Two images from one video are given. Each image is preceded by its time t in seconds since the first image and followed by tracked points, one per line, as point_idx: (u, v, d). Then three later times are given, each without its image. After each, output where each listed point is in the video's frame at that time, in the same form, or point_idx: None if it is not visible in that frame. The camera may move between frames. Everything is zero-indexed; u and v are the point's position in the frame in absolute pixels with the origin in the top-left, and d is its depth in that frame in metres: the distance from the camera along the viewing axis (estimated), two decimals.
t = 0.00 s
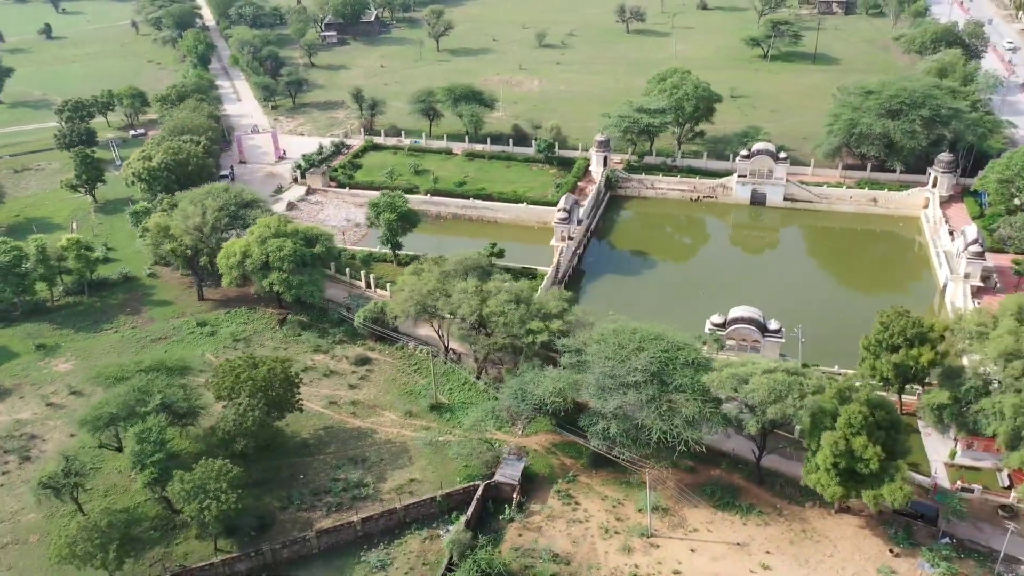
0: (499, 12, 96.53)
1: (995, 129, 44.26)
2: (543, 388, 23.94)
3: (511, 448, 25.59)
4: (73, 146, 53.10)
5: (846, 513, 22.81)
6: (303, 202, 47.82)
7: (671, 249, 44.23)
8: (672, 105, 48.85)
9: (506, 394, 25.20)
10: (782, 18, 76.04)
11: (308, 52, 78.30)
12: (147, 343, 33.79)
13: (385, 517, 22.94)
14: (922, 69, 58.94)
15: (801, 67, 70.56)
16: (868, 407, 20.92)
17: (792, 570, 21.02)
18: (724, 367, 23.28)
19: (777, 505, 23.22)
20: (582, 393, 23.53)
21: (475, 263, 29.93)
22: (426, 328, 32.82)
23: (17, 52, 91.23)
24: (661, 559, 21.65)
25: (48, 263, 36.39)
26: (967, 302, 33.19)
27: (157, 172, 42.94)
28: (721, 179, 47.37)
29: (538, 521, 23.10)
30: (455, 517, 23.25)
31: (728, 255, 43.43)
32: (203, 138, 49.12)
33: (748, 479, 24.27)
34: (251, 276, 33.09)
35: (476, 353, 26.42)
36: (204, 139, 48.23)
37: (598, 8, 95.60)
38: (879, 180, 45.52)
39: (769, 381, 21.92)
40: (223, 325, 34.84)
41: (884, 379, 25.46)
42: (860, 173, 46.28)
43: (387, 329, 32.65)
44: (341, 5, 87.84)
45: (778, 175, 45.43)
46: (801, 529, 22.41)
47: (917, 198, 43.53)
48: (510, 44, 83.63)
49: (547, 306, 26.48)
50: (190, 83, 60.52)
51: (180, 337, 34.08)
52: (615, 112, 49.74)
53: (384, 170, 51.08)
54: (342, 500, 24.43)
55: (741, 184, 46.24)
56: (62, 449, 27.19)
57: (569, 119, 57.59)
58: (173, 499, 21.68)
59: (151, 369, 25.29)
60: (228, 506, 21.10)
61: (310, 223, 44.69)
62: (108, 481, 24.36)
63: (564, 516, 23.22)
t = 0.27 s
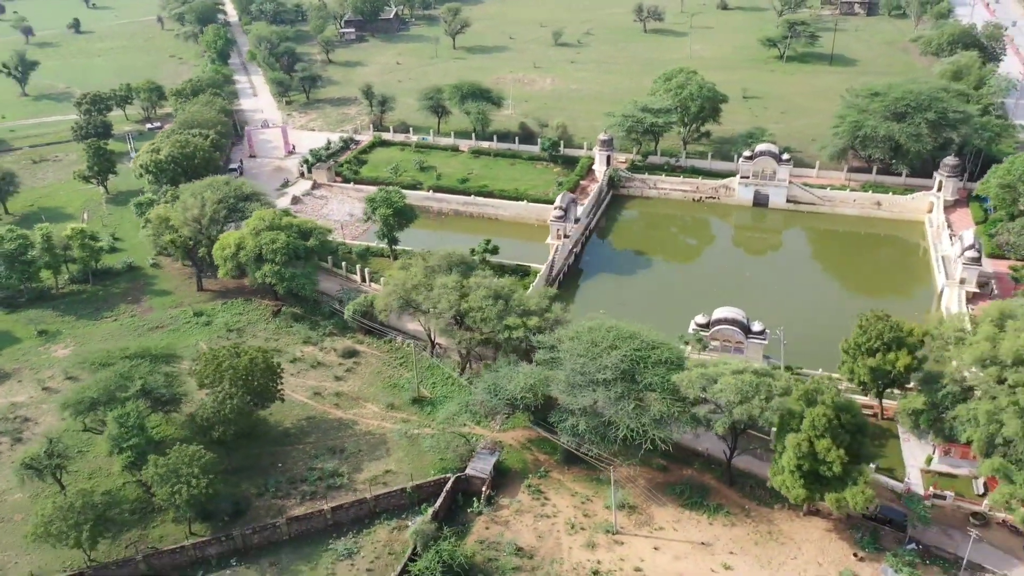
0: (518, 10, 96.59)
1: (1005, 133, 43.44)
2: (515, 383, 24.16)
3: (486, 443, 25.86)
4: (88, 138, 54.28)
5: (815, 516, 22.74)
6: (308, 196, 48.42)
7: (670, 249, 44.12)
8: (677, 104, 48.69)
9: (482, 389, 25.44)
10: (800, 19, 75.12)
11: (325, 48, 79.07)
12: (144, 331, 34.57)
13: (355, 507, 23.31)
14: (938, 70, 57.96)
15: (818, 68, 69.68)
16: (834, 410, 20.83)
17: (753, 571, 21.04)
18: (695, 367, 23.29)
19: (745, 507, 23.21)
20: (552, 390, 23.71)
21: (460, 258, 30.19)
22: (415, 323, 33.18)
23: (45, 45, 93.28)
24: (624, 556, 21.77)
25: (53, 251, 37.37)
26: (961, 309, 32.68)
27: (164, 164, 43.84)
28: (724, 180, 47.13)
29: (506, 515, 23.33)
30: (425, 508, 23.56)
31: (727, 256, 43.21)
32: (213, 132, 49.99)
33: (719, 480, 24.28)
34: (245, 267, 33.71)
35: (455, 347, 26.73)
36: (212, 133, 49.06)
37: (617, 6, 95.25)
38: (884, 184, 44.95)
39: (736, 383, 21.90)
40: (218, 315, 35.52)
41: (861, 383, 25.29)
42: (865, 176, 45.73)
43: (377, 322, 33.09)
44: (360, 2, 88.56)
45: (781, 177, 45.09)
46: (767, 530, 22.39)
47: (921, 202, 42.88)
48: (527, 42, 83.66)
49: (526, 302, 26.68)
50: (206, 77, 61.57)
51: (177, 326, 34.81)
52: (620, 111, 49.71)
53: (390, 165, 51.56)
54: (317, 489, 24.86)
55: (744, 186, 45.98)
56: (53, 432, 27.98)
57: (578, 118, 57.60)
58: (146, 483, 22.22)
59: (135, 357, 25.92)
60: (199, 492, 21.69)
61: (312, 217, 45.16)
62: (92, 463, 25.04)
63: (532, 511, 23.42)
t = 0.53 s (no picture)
0: (535, 8, 96.64)
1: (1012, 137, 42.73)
2: (488, 378, 24.40)
3: (462, 437, 26.10)
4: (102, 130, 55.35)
5: (783, 518, 22.69)
6: (313, 191, 48.96)
7: (668, 249, 44.04)
8: (680, 104, 48.57)
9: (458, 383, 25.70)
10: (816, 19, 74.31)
11: (340, 45, 79.76)
12: (141, 320, 35.28)
13: (328, 496, 23.67)
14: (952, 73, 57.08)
15: (832, 69, 68.89)
16: (799, 411, 20.79)
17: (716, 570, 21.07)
18: (667, 366, 23.33)
19: (715, 506, 23.21)
20: (524, 385, 23.91)
21: (447, 254, 30.48)
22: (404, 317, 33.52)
23: (71, 40, 95.12)
24: (588, 552, 21.90)
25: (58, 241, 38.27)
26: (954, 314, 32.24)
27: (170, 158, 44.69)
28: (726, 181, 46.91)
29: (476, 508, 23.55)
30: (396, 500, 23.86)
31: (725, 257, 43.03)
32: (221, 126, 50.80)
33: (691, 479, 24.30)
34: (239, 259, 34.32)
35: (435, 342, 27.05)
36: (220, 127, 49.83)
37: (634, 6, 94.95)
38: (887, 187, 44.45)
39: (703, 382, 21.95)
40: (214, 306, 36.15)
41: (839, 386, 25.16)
42: (869, 179, 45.23)
43: (367, 316, 33.51)
44: None
45: (782, 179, 44.78)
46: (734, 530, 22.38)
47: (924, 205, 42.41)
48: (541, 40, 83.70)
49: (506, 299, 26.93)
50: (220, 73, 62.47)
51: (173, 316, 35.48)
52: (623, 111, 49.71)
53: (395, 162, 52.00)
54: (294, 478, 25.29)
55: (745, 187, 45.73)
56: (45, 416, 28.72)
57: (585, 117, 57.62)
58: (123, 467, 22.83)
59: (122, 345, 26.62)
60: (173, 477, 22.25)
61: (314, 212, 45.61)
62: (78, 447, 25.70)
63: (502, 505, 23.62)
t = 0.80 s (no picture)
0: (552, 7, 96.65)
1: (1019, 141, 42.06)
2: (463, 373, 24.67)
3: (440, 431, 26.36)
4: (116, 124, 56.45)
5: (752, 519, 22.67)
6: (317, 186, 49.49)
7: (667, 250, 43.95)
8: (683, 104, 48.45)
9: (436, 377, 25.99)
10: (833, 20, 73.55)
11: (356, 42, 80.43)
12: (140, 309, 36.00)
13: (303, 485, 24.06)
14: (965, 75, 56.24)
15: (847, 70, 68.11)
16: (765, 412, 20.77)
17: (679, 568, 21.15)
18: (638, 365, 23.41)
19: (685, 505, 23.26)
20: (497, 380, 24.13)
21: (434, 250, 30.78)
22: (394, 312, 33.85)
23: (95, 35, 96.86)
24: (554, 547, 22.06)
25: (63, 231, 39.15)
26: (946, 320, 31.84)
27: (176, 151, 45.50)
28: (728, 182, 46.70)
29: (448, 501, 23.81)
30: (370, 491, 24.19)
31: (724, 258, 42.84)
32: (229, 121, 51.57)
33: (663, 478, 24.35)
34: (235, 251, 34.94)
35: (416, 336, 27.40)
36: (228, 122, 50.59)
37: (652, 5, 94.61)
38: (891, 190, 43.96)
39: (672, 381, 22.03)
40: (211, 297, 36.78)
41: (817, 388, 25.04)
42: (872, 181, 44.76)
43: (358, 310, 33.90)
44: None
45: (783, 180, 44.48)
46: (701, 530, 22.42)
47: (927, 209, 41.89)
48: (556, 39, 83.74)
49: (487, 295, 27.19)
50: (233, 69, 63.36)
51: (171, 307, 36.15)
52: (627, 110, 49.68)
53: (400, 158, 52.40)
54: (273, 467, 25.72)
55: (746, 188, 45.50)
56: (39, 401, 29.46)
57: (592, 116, 57.63)
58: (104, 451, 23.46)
59: (111, 333, 27.31)
60: (149, 462, 22.81)
61: (317, 206, 46.05)
62: (66, 431, 26.38)
63: (473, 499, 23.85)
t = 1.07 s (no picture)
0: (570, 6, 96.65)
1: None
2: (439, 367, 24.96)
3: (419, 425, 26.64)
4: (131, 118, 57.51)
5: (720, 520, 22.70)
6: (323, 181, 50.04)
7: (666, 250, 43.89)
8: (687, 105, 48.29)
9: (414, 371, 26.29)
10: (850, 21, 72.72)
11: (372, 39, 81.10)
12: (141, 299, 36.78)
13: (280, 474, 24.51)
14: (981, 78, 55.33)
15: (863, 72, 67.30)
16: (730, 413, 20.79)
17: (643, 565, 21.28)
18: (610, 363, 23.50)
19: (654, 504, 23.35)
20: (471, 375, 24.37)
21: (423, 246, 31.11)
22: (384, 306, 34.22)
23: (121, 30, 98.69)
24: (520, 542, 22.28)
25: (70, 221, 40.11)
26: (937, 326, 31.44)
27: (184, 145, 46.38)
28: (730, 183, 46.47)
29: (421, 494, 24.12)
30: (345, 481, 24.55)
31: (722, 260, 42.63)
32: (239, 116, 52.39)
33: (635, 476, 24.45)
34: (231, 244, 35.55)
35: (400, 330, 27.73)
36: (237, 117, 51.37)
37: (670, 5, 94.21)
38: (894, 194, 43.45)
39: (640, 380, 22.14)
40: (210, 288, 37.48)
41: (793, 391, 24.96)
42: (876, 185, 44.23)
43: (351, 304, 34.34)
44: None
45: (785, 182, 44.17)
46: (668, 529, 22.50)
47: (930, 214, 41.34)
48: (571, 38, 83.74)
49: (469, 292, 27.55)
50: (248, 64, 64.26)
51: (170, 297, 36.87)
52: (631, 110, 49.65)
53: (406, 155, 52.82)
54: (254, 455, 26.21)
55: (748, 189, 45.26)
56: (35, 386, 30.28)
57: (600, 115, 57.61)
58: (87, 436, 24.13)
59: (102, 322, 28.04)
60: (129, 448, 23.42)
61: (321, 201, 46.61)
62: (56, 416, 27.13)
63: (445, 492, 24.13)
